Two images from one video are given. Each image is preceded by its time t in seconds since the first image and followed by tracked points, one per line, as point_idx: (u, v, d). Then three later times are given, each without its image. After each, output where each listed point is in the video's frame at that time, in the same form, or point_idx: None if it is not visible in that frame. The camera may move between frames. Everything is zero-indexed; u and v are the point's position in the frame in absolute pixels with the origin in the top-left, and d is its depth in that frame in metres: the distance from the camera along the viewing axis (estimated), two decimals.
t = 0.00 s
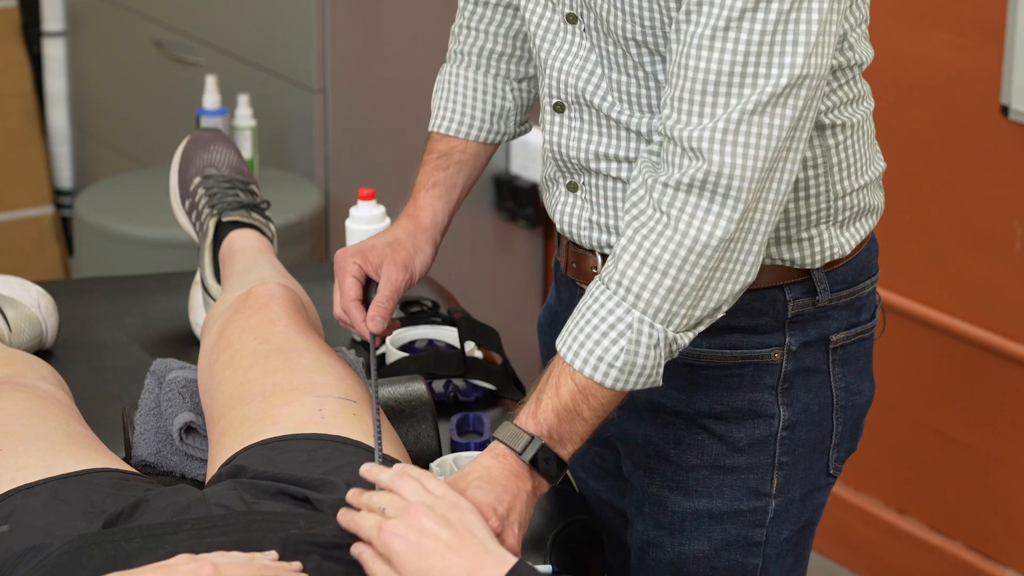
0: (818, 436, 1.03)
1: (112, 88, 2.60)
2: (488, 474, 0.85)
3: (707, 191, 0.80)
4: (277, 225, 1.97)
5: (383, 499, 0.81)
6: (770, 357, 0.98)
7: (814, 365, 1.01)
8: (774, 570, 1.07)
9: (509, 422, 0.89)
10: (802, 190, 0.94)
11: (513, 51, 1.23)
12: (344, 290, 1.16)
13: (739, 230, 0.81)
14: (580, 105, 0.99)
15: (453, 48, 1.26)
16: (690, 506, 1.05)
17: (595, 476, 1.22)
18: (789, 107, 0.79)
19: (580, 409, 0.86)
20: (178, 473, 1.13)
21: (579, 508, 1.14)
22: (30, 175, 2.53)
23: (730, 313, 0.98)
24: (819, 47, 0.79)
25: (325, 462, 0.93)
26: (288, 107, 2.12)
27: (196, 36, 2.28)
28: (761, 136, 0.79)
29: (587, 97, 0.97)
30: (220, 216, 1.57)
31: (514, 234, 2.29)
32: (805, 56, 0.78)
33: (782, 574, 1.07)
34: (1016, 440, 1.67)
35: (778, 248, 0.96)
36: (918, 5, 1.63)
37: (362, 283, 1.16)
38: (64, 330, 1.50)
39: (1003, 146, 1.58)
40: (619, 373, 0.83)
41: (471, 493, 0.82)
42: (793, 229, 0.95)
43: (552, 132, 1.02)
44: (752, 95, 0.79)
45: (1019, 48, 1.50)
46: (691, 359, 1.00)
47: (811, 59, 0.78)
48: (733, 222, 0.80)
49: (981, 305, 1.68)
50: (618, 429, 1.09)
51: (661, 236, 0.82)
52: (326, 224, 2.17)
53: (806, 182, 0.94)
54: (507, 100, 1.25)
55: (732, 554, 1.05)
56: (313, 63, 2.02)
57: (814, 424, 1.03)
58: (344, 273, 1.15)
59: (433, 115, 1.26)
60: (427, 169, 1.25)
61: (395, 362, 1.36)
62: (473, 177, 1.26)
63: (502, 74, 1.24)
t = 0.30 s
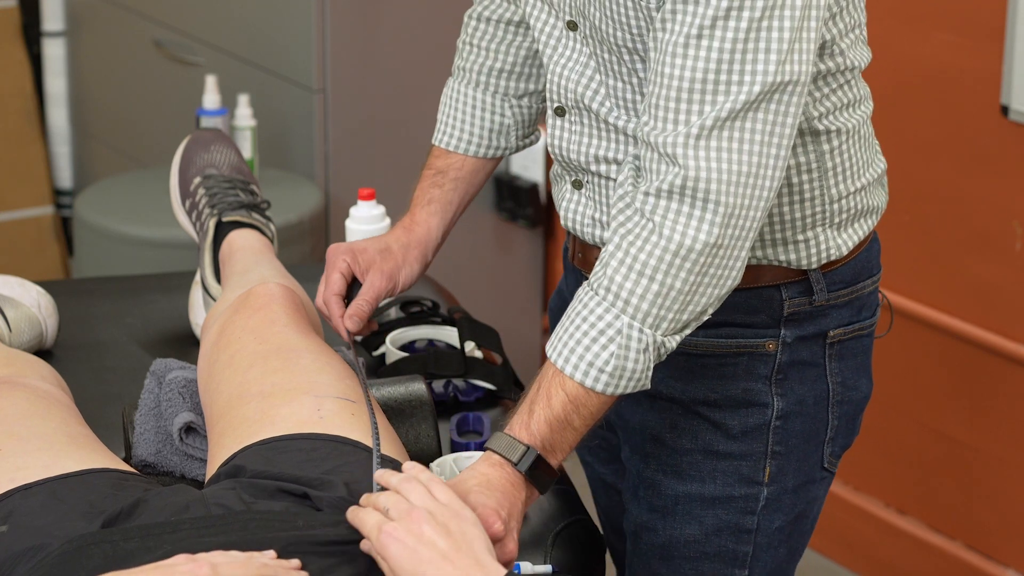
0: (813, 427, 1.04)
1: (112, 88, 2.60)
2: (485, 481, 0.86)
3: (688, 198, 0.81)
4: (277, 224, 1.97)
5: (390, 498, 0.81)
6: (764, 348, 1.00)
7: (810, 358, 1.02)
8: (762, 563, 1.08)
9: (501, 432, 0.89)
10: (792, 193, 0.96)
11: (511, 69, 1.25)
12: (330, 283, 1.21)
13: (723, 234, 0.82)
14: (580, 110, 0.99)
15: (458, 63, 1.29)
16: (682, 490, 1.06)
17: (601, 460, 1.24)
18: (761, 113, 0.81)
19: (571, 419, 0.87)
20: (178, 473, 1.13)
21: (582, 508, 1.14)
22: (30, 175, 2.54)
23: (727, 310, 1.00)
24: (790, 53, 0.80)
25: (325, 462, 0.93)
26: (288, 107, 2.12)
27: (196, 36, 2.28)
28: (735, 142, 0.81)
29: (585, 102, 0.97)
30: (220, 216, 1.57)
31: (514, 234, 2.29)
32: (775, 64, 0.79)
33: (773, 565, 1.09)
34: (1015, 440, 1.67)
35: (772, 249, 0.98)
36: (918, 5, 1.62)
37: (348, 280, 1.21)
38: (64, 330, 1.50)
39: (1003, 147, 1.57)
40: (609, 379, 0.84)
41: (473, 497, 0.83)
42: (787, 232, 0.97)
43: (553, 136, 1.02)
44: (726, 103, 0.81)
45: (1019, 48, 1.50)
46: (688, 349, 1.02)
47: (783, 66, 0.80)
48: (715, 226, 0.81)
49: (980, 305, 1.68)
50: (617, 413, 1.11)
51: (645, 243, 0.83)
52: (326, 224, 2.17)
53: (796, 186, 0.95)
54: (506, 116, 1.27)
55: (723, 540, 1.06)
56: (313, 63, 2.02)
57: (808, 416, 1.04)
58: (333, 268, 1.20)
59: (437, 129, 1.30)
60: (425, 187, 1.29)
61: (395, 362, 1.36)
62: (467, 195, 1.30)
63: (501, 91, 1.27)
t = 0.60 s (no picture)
0: (836, 422, 1.06)
1: (112, 88, 2.60)
2: (485, 480, 0.89)
3: (677, 185, 0.85)
4: (277, 224, 1.97)
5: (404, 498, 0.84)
6: (791, 341, 1.01)
7: (837, 354, 1.04)
8: (788, 554, 1.08)
9: (500, 430, 0.92)
10: (798, 183, 0.98)
11: (512, 85, 1.26)
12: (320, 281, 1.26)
13: (714, 220, 0.85)
14: (602, 115, 1.02)
15: (461, 81, 1.30)
16: (706, 480, 1.07)
17: (623, 452, 1.26)
18: (752, 99, 0.84)
19: (569, 415, 0.90)
20: (178, 473, 1.13)
21: (584, 509, 1.14)
22: (30, 175, 2.53)
23: (753, 306, 1.02)
24: (777, 39, 0.83)
25: (325, 462, 0.93)
26: (288, 106, 2.12)
27: (196, 36, 2.28)
28: (723, 128, 0.84)
29: (608, 107, 1.00)
30: (220, 216, 1.57)
31: (514, 234, 2.29)
32: (759, 51, 0.82)
33: (796, 558, 1.09)
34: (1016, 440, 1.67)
35: (797, 244, 1.00)
36: (919, 5, 1.62)
37: (336, 282, 1.25)
38: (64, 330, 1.50)
39: (1003, 147, 1.57)
40: (604, 366, 0.87)
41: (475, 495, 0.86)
42: (813, 224, 0.99)
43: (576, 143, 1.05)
44: (712, 91, 0.84)
45: (1019, 48, 1.50)
46: (716, 341, 1.04)
47: (767, 52, 0.83)
48: (705, 210, 0.84)
49: (979, 305, 1.68)
50: (646, 403, 1.13)
51: (637, 229, 0.86)
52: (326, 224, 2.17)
53: (801, 175, 0.98)
54: (504, 133, 1.28)
55: (746, 531, 1.07)
56: (313, 63, 2.02)
57: (833, 410, 1.05)
58: (323, 268, 1.25)
59: (440, 144, 1.32)
60: (419, 206, 1.31)
61: (395, 362, 1.36)
62: (462, 217, 1.32)
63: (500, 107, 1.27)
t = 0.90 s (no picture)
0: (854, 422, 1.05)
1: (113, 88, 2.60)
2: (485, 476, 0.89)
3: (657, 163, 0.86)
4: (277, 224, 1.97)
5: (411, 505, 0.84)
6: (808, 340, 1.01)
7: (856, 355, 1.04)
8: (800, 553, 1.08)
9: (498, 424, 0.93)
10: (791, 169, 0.98)
11: (525, 101, 1.25)
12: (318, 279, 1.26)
13: (695, 196, 0.86)
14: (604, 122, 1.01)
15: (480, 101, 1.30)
16: (720, 476, 1.07)
17: (649, 448, 1.26)
18: (729, 77, 0.84)
19: (565, 405, 0.91)
20: (178, 473, 1.13)
21: (585, 509, 1.14)
22: (30, 175, 2.53)
23: (772, 307, 1.03)
24: (751, 15, 0.83)
25: (323, 462, 0.93)
26: (288, 106, 2.12)
27: (197, 36, 2.28)
28: (702, 104, 0.85)
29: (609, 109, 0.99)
30: (218, 216, 1.57)
31: (514, 235, 2.31)
32: (733, 28, 0.83)
33: (809, 558, 1.09)
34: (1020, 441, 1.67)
35: (812, 239, 1.00)
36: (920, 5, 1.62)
37: (332, 285, 1.25)
38: (65, 330, 1.50)
39: (1003, 147, 1.57)
40: (595, 350, 0.88)
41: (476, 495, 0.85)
42: (827, 219, 1.00)
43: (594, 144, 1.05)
44: (688, 69, 0.84)
45: (1019, 48, 1.50)
46: (735, 339, 1.04)
47: (741, 29, 0.83)
48: (684, 188, 0.85)
49: (980, 306, 1.68)
50: (665, 400, 1.14)
51: (620, 211, 0.88)
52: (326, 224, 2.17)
53: (795, 163, 0.98)
54: (516, 148, 1.27)
55: (759, 528, 1.06)
56: (313, 63, 2.02)
57: (851, 410, 1.05)
58: (321, 270, 1.25)
59: (454, 160, 1.31)
60: (425, 223, 1.31)
61: (396, 362, 1.36)
62: (465, 240, 1.31)
63: (512, 126, 1.26)
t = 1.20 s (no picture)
0: (856, 424, 1.06)
1: (113, 88, 2.60)
2: (479, 474, 0.90)
3: (642, 149, 0.86)
4: (278, 224, 1.97)
5: (399, 507, 0.85)
6: (812, 341, 1.02)
7: (858, 356, 1.04)
8: (801, 554, 1.08)
9: (492, 419, 0.94)
10: (782, 163, 0.98)
11: (528, 105, 1.25)
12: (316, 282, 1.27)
13: (680, 182, 0.86)
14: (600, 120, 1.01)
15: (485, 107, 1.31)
16: (722, 476, 1.07)
17: (649, 448, 1.26)
18: (716, 64, 0.84)
19: (557, 397, 0.91)
20: (178, 473, 1.13)
21: (585, 509, 1.14)
22: (30, 175, 2.53)
23: (774, 309, 1.03)
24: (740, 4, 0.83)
25: (321, 461, 0.93)
26: (288, 106, 2.12)
27: (197, 36, 2.28)
28: (688, 90, 0.85)
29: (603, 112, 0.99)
30: (217, 216, 1.57)
31: (514, 235, 2.31)
32: (720, 14, 0.83)
33: (810, 559, 1.09)
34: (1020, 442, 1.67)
35: (812, 236, 1.00)
36: (920, 6, 1.62)
37: (330, 289, 1.26)
38: (65, 331, 1.50)
39: (1003, 147, 1.57)
40: (584, 339, 0.88)
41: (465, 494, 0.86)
42: (826, 217, 1.00)
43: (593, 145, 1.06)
44: (674, 55, 0.84)
45: (1019, 48, 1.50)
46: (737, 340, 1.04)
47: (728, 16, 0.83)
48: (669, 175, 0.85)
49: (980, 306, 1.67)
50: (667, 401, 1.13)
51: (606, 198, 0.88)
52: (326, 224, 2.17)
53: (787, 157, 0.98)
54: (519, 152, 1.26)
55: (760, 528, 1.06)
56: (313, 63, 2.02)
57: (852, 411, 1.05)
58: (318, 273, 1.26)
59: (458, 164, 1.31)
60: (427, 226, 1.31)
61: (396, 362, 1.36)
62: (470, 241, 1.31)
63: (515, 131, 1.26)
